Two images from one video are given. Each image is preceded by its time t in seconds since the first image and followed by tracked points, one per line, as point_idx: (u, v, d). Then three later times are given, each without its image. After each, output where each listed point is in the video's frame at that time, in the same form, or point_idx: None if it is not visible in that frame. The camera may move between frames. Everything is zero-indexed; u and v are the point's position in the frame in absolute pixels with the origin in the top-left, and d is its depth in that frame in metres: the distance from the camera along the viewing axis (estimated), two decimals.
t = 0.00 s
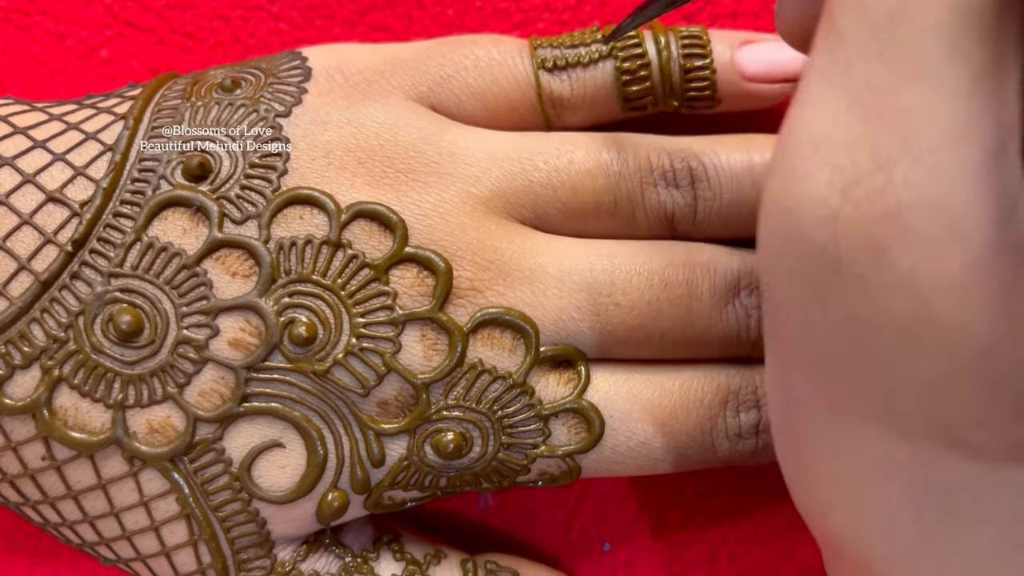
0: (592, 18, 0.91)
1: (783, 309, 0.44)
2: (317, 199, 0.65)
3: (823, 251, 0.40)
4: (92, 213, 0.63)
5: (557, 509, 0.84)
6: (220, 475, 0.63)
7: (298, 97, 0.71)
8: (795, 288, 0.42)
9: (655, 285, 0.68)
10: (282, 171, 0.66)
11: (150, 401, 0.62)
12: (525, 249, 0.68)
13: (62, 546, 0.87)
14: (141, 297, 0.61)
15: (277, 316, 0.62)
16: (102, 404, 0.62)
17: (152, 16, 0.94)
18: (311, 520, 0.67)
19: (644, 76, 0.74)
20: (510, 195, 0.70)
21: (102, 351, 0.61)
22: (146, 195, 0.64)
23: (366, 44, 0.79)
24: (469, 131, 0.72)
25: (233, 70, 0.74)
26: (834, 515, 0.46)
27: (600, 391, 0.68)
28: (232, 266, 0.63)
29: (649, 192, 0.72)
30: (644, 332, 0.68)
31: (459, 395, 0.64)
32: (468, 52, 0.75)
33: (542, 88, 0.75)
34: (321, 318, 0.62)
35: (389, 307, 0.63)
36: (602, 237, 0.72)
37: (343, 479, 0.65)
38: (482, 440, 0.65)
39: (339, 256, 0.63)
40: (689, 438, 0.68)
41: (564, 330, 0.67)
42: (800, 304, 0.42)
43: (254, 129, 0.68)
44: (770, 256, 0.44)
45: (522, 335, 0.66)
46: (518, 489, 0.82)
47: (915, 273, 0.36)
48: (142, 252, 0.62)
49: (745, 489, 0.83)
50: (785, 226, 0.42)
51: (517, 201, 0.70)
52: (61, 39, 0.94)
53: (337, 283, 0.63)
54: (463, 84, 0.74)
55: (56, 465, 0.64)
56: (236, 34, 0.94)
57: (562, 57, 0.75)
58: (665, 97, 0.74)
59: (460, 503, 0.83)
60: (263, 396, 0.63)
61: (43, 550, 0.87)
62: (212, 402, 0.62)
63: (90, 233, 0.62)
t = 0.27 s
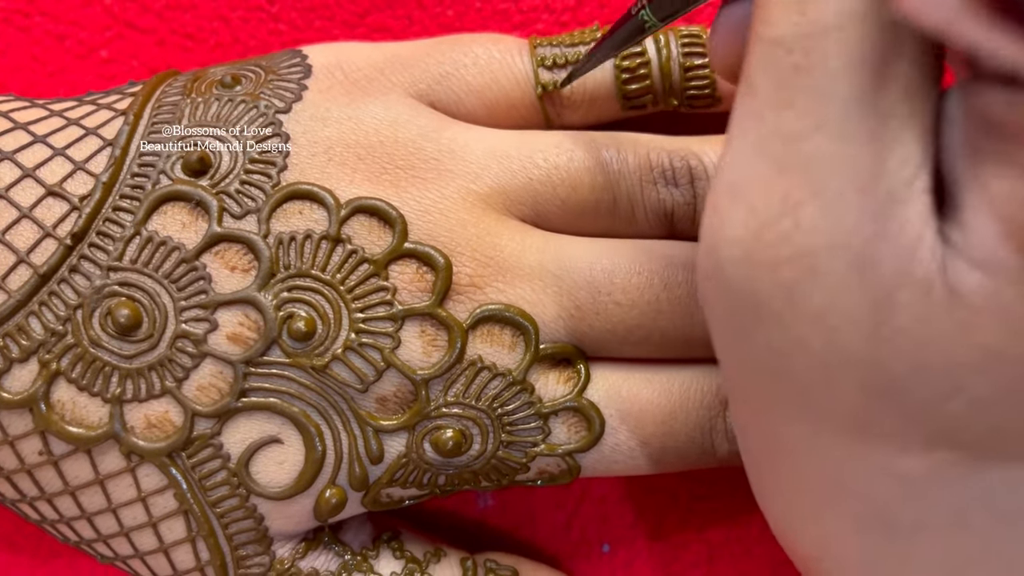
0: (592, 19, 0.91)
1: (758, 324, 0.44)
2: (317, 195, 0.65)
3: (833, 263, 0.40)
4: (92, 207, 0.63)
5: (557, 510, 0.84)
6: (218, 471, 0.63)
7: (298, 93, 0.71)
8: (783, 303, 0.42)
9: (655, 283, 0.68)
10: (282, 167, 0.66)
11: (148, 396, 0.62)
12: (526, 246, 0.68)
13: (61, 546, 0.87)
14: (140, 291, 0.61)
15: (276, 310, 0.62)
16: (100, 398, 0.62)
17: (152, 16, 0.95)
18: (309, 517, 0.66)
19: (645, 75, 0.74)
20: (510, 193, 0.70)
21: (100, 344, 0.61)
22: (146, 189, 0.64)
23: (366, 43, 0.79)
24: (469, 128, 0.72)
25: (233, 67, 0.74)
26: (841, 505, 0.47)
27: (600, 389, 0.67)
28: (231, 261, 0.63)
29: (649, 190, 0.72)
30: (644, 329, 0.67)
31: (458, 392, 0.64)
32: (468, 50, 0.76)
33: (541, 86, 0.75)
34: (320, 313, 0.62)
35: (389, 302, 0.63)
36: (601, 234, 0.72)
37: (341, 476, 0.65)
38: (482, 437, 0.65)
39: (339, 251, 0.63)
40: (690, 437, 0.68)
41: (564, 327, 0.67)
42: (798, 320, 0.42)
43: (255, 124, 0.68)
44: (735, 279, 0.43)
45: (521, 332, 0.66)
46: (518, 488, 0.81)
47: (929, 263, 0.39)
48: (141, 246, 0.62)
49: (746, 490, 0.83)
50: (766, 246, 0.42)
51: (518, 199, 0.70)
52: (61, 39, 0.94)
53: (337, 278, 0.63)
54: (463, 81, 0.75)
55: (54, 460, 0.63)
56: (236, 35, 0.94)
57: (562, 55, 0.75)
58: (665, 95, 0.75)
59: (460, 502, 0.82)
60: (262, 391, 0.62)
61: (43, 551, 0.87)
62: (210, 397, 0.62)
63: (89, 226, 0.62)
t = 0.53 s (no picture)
0: (593, 17, 0.91)
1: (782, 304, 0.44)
2: (317, 189, 0.65)
3: (862, 242, 0.41)
4: (92, 201, 0.63)
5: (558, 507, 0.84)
6: (218, 465, 0.63)
7: (298, 89, 0.71)
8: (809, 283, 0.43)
9: (656, 280, 0.68)
10: (282, 162, 0.66)
11: (148, 390, 0.62)
12: (526, 242, 0.68)
13: (61, 543, 0.87)
14: (140, 285, 0.61)
15: (276, 304, 0.62)
16: (100, 392, 0.61)
17: (152, 14, 0.95)
18: (308, 512, 0.66)
19: (646, 72, 0.74)
20: (511, 188, 0.70)
21: (100, 338, 0.61)
22: (147, 183, 0.64)
23: (367, 39, 0.79)
24: (469, 125, 0.72)
25: (234, 63, 0.74)
26: (850, 493, 0.48)
27: (601, 385, 0.67)
28: (232, 255, 0.63)
29: (649, 187, 0.72)
30: (644, 326, 0.67)
31: (458, 387, 0.64)
32: (469, 45, 0.76)
33: (541, 81, 0.74)
34: (320, 307, 0.62)
35: (389, 296, 0.63)
36: (601, 230, 0.72)
37: (341, 470, 0.65)
38: (482, 433, 0.65)
39: (339, 245, 0.63)
40: (691, 434, 0.68)
41: (564, 323, 0.67)
42: (823, 300, 0.42)
43: (255, 119, 0.68)
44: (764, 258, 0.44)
45: (522, 327, 0.66)
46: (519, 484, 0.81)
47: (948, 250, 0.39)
48: (141, 239, 0.62)
49: (746, 488, 0.83)
50: (796, 224, 0.42)
51: (518, 195, 0.70)
52: (61, 37, 0.94)
53: (337, 272, 0.63)
54: (463, 77, 0.75)
55: (53, 455, 0.63)
56: (236, 33, 0.94)
57: (561, 51, 0.75)
58: (666, 91, 0.74)
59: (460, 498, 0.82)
60: (262, 386, 0.62)
61: (43, 549, 0.87)
62: (210, 391, 0.62)
63: (90, 220, 0.62)
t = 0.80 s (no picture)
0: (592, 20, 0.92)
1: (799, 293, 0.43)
2: (317, 188, 0.65)
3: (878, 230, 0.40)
4: (92, 200, 0.63)
5: (558, 511, 0.83)
6: (216, 465, 0.63)
7: (299, 89, 0.71)
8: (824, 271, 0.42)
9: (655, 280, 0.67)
10: (282, 161, 0.66)
11: (146, 388, 0.61)
12: (526, 241, 0.68)
13: (59, 548, 0.86)
14: (140, 283, 0.61)
15: (275, 302, 0.62)
16: (98, 390, 0.61)
17: (151, 19, 0.95)
18: (305, 513, 0.66)
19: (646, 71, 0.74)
20: (511, 188, 0.70)
21: (99, 336, 0.61)
22: (147, 182, 0.64)
23: (367, 42, 0.79)
24: (469, 125, 0.72)
25: (235, 65, 0.74)
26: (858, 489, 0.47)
27: (601, 387, 0.67)
28: (231, 253, 0.63)
29: (649, 187, 0.72)
30: (644, 325, 0.67)
31: (457, 386, 0.64)
32: (468, 46, 0.76)
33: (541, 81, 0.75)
34: (319, 305, 0.62)
35: (389, 295, 0.63)
36: (601, 231, 0.72)
37: (339, 471, 0.65)
38: (482, 433, 0.64)
39: (339, 243, 0.63)
40: (692, 436, 0.67)
41: (563, 322, 0.66)
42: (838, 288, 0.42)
43: (255, 118, 0.68)
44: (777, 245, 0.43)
45: (522, 326, 0.65)
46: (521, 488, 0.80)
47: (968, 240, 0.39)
48: (141, 238, 0.62)
49: (749, 491, 0.82)
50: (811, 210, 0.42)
51: (518, 194, 0.70)
52: (61, 41, 0.95)
53: (337, 270, 0.63)
54: (462, 78, 0.75)
55: (52, 454, 0.63)
56: (235, 37, 0.95)
57: (560, 52, 0.75)
58: (665, 90, 0.74)
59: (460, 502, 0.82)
60: (261, 384, 0.62)
61: (43, 554, 0.86)
62: (208, 390, 0.62)
63: (90, 219, 0.62)
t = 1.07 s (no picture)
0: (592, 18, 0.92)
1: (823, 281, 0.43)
2: (318, 183, 0.65)
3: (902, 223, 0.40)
4: (93, 195, 0.63)
5: (559, 508, 0.83)
6: (217, 460, 0.63)
7: (300, 85, 0.71)
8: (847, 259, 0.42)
9: (657, 276, 0.67)
10: (283, 156, 0.66)
11: (147, 383, 0.61)
12: (528, 236, 0.68)
13: (60, 545, 0.86)
14: (140, 277, 0.61)
15: (276, 297, 0.61)
16: (99, 385, 0.61)
17: (152, 16, 0.95)
18: (306, 509, 0.66)
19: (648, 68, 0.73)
20: (512, 184, 0.70)
21: (100, 331, 0.61)
22: (147, 177, 0.64)
23: (367, 38, 0.79)
24: (470, 121, 0.72)
25: (235, 60, 0.74)
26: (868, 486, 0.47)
27: (603, 383, 0.66)
28: (232, 248, 0.63)
29: (650, 184, 0.72)
30: (646, 321, 0.67)
31: (458, 381, 0.64)
32: (470, 43, 0.76)
33: (542, 77, 0.75)
34: (320, 300, 0.62)
35: (389, 290, 0.63)
36: (602, 227, 0.72)
37: (340, 467, 0.64)
38: (483, 429, 0.64)
39: (339, 239, 0.63)
40: (694, 432, 0.67)
41: (565, 318, 0.66)
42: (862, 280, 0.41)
43: (257, 113, 0.68)
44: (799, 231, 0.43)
45: (523, 321, 0.65)
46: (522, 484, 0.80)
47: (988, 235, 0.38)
48: (142, 233, 0.62)
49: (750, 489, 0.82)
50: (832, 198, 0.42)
51: (520, 190, 0.70)
52: (61, 38, 0.94)
53: (337, 266, 0.62)
54: (464, 74, 0.75)
55: (52, 449, 0.63)
56: (236, 34, 0.95)
57: (562, 48, 0.75)
58: (667, 87, 0.74)
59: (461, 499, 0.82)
60: (262, 379, 0.62)
61: (43, 551, 0.86)
62: (209, 385, 0.62)
63: (90, 213, 0.62)
